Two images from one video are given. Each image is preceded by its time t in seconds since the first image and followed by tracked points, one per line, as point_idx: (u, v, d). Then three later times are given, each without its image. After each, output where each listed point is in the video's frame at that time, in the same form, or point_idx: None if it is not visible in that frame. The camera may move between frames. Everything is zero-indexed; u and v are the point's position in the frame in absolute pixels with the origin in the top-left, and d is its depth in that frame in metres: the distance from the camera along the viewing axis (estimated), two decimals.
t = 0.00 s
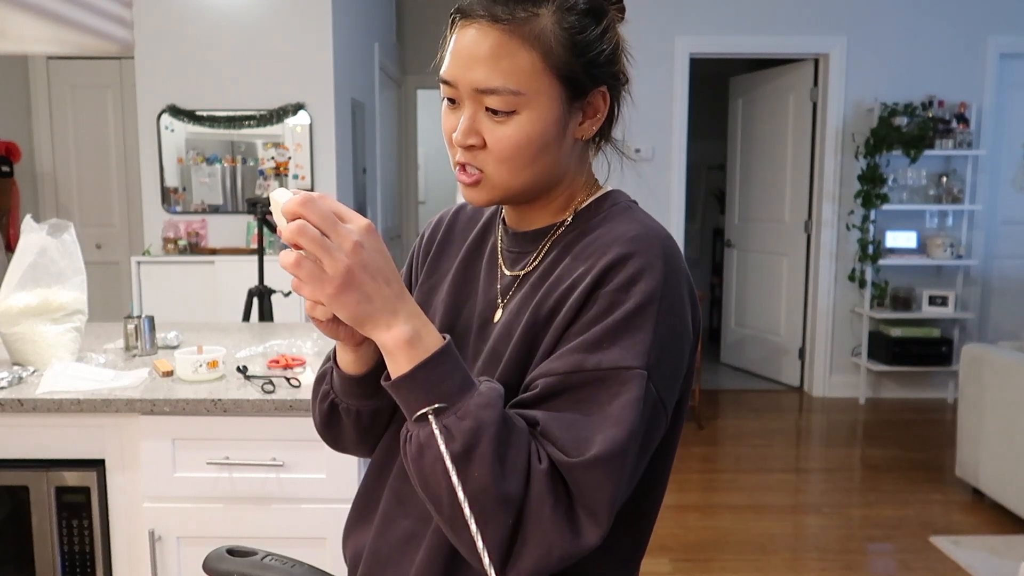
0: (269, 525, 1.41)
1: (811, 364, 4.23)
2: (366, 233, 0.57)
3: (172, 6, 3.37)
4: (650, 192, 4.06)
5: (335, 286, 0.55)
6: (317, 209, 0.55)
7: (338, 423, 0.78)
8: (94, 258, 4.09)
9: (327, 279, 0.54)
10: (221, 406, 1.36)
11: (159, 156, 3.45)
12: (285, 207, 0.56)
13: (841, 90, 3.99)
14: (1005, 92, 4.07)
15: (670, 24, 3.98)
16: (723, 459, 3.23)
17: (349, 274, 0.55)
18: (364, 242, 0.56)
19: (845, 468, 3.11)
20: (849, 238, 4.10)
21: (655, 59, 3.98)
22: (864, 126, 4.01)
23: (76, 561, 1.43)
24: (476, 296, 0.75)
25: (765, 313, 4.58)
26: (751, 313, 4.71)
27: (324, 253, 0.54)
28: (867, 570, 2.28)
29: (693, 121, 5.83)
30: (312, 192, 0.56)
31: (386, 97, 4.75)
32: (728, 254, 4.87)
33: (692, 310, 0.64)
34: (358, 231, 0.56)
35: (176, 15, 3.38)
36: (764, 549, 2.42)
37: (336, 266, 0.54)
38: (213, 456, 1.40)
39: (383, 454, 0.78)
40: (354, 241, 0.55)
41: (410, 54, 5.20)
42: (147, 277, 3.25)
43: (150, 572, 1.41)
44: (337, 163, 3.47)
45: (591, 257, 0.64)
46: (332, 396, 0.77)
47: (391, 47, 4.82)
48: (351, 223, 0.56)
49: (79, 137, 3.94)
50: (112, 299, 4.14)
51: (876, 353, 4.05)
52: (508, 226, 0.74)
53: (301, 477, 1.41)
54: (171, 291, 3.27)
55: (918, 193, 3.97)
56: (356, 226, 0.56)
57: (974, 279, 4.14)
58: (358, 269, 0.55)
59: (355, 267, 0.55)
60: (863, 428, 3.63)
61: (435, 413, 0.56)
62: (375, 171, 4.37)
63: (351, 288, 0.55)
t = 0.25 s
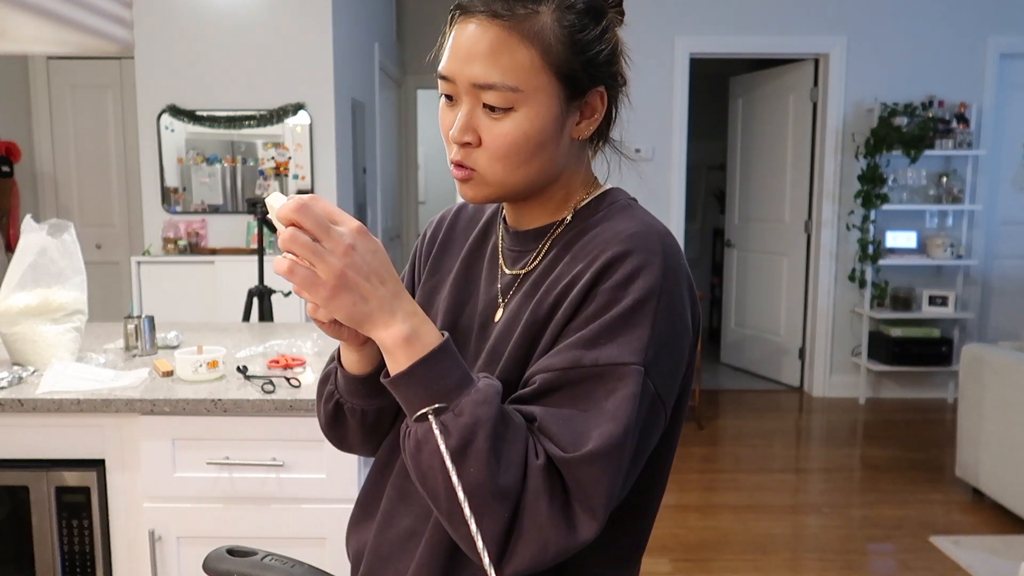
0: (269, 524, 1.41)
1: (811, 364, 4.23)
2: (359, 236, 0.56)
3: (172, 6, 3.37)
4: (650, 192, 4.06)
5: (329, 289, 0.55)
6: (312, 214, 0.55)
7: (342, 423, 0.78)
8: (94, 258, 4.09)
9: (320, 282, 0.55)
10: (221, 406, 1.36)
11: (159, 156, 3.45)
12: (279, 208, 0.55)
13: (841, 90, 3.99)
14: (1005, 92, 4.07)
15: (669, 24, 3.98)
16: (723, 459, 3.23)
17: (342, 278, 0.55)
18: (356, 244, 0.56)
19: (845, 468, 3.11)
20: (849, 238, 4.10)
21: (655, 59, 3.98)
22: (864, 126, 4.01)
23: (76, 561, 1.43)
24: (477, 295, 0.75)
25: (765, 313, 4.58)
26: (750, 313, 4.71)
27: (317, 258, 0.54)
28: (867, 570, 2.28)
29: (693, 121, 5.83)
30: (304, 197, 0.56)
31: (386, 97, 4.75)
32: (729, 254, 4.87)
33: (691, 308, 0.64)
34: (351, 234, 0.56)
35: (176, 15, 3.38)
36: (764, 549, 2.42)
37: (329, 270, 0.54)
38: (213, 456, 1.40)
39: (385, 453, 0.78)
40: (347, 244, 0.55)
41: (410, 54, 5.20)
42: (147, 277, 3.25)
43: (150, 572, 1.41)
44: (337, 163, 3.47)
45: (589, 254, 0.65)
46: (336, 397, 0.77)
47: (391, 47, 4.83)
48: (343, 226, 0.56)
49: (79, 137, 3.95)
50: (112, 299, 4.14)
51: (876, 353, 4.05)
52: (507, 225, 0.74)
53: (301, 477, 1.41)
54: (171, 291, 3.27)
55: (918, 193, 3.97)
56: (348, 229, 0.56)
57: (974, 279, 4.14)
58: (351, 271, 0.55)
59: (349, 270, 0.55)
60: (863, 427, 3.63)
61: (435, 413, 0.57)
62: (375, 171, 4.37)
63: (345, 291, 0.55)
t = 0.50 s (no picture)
0: (269, 524, 1.41)
1: (811, 364, 4.23)
2: (349, 241, 0.57)
3: (172, 6, 3.37)
4: (650, 192, 4.05)
5: (324, 296, 0.55)
6: (303, 223, 0.54)
7: (346, 428, 0.78)
8: (94, 258, 4.09)
9: (314, 289, 0.55)
10: (221, 406, 1.36)
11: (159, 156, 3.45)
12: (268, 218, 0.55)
13: (841, 90, 3.99)
14: (1005, 92, 4.07)
15: (670, 24, 3.98)
16: (723, 459, 3.23)
17: (336, 284, 0.55)
18: (348, 250, 0.56)
19: (845, 468, 3.11)
20: (849, 238, 4.10)
21: (655, 59, 3.98)
22: (864, 126, 4.01)
23: (76, 561, 1.43)
24: (475, 297, 0.75)
25: (765, 313, 4.58)
26: (751, 313, 4.71)
27: (311, 265, 0.54)
28: (867, 570, 2.28)
29: (693, 121, 5.83)
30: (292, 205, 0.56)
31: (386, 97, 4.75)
32: (729, 254, 4.87)
33: (685, 294, 0.64)
34: (342, 238, 0.56)
35: (176, 15, 3.38)
36: (764, 549, 2.42)
37: (323, 276, 0.54)
38: (213, 456, 1.40)
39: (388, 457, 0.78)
40: (340, 251, 0.55)
41: (410, 54, 5.19)
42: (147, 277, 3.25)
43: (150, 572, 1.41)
44: (337, 163, 3.47)
45: (583, 246, 0.65)
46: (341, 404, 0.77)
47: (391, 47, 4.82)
48: (334, 233, 0.56)
49: (79, 137, 3.95)
50: (112, 300, 4.14)
51: (876, 353, 4.05)
52: (503, 225, 0.74)
53: (301, 477, 1.41)
54: (171, 291, 3.27)
55: (918, 193, 3.97)
56: (339, 235, 0.56)
57: (974, 279, 4.14)
58: (344, 276, 0.55)
59: (343, 276, 0.55)
60: (863, 427, 3.63)
61: (435, 413, 0.57)
62: (375, 171, 4.37)
63: (339, 297, 0.55)
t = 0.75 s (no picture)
0: (269, 524, 1.41)
1: (811, 364, 4.23)
2: (344, 238, 0.57)
3: (172, 6, 3.37)
4: (651, 192, 4.05)
5: (319, 291, 0.55)
6: (300, 223, 0.55)
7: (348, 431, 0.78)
8: (94, 258, 4.09)
9: (309, 286, 0.55)
10: (221, 406, 1.36)
11: (159, 156, 3.45)
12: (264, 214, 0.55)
13: (841, 89, 3.99)
14: (1005, 92, 4.07)
15: (670, 24, 3.98)
16: (723, 459, 3.23)
17: (330, 281, 0.55)
18: (343, 247, 0.56)
19: (845, 468, 3.11)
20: (849, 238, 4.10)
21: (655, 59, 3.98)
22: (864, 126, 4.01)
23: (76, 562, 1.43)
24: (476, 299, 0.75)
25: (765, 313, 4.58)
26: (751, 313, 4.71)
27: (304, 262, 0.55)
28: (867, 570, 2.27)
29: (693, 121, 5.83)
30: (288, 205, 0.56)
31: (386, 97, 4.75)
32: (729, 254, 4.87)
33: (682, 285, 0.64)
34: (337, 236, 0.57)
35: (175, 16, 3.38)
36: (764, 549, 2.42)
37: (319, 274, 0.55)
38: (213, 456, 1.40)
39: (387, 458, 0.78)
40: (334, 248, 0.56)
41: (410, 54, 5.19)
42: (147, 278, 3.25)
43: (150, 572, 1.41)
44: (337, 163, 3.47)
45: (576, 239, 0.65)
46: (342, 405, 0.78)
47: (391, 47, 4.82)
48: (330, 232, 0.56)
49: (79, 137, 3.95)
50: (112, 300, 4.14)
51: (876, 353, 4.05)
52: (502, 226, 0.74)
53: (301, 477, 1.41)
54: (171, 291, 3.27)
55: (918, 193, 3.97)
56: (334, 233, 0.57)
57: (974, 279, 4.14)
58: (339, 274, 0.56)
59: (338, 272, 0.55)
60: (864, 427, 3.63)
61: (434, 414, 0.57)
62: (375, 171, 4.37)
63: (334, 292, 0.55)
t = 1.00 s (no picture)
0: (269, 524, 1.41)
1: (811, 364, 4.23)
2: (352, 237, 0.57)
3: (172, 6, 3.37)
4: (650, 192, 4.05)
5: (325, 289, 0.56)
6: (305, 222, 0.54)
7: (352, 434, 0.78)
8: (94, 258, 4.09)
9: (315, 284, 0.55)
10: (221, 406, 1.36)
11: (159, 156, 3.45)
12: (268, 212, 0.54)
13: (841, 89, 3.99)
14: (1005, 92, 4.07)
15: (670, 24, 3.98)
16: (723, 459, 3.23)
17: (336, 278, 0.55)
18: (349, 244, 0.56)
19: (844, 468, 3.11)
20: (849, 238, 4.10)
21: (655, 59, 3.98)
22: (864, 126, 4.01)
23: (76, 562, 1.43)
24: (484, 302, 0.75)
25: (765, 313, 4.58)
26: (751, 313, 4.71)
27: (309, 261, 0.55)
28: (867, 570, 2.27)
29: (693, 121, 5.83)
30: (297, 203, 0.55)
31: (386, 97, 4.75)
32: (729, 254, 4.87)
33: (688, 284, 0.63)
34: (344, 233, 0.57)
35: (175, 15, 3.38)
36: (764, 549, 2.42)
37: (324, 273, 0.55)
38: (213, 456, 1.40)
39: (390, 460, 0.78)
40: (341, 247, 0.56)
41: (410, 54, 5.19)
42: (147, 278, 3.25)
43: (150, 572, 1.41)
44: (337, 163, 3.47)
45: (581, 239, 0.65)
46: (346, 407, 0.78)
47: (391, 47, 4.82)
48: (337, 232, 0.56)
49: (79, 137, 3.95)
50: (112, 300, 4.14)
51: (876, 353, 4.05)
52: (506, 232, 0.74)
53: (301, 477, 1.41)
54: (171, 291, 3.27)
55: (918, 193, 3.97)
56: (342, 234, 0.56)
57: (974, 279, 4.14)
58: (345, 271, 0.56)
59: (344, 271, 0.56)
60: (863, 427, 3.63)
61: (434, 414, 0.57)
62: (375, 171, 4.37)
63: (341, 289, 0.56)
